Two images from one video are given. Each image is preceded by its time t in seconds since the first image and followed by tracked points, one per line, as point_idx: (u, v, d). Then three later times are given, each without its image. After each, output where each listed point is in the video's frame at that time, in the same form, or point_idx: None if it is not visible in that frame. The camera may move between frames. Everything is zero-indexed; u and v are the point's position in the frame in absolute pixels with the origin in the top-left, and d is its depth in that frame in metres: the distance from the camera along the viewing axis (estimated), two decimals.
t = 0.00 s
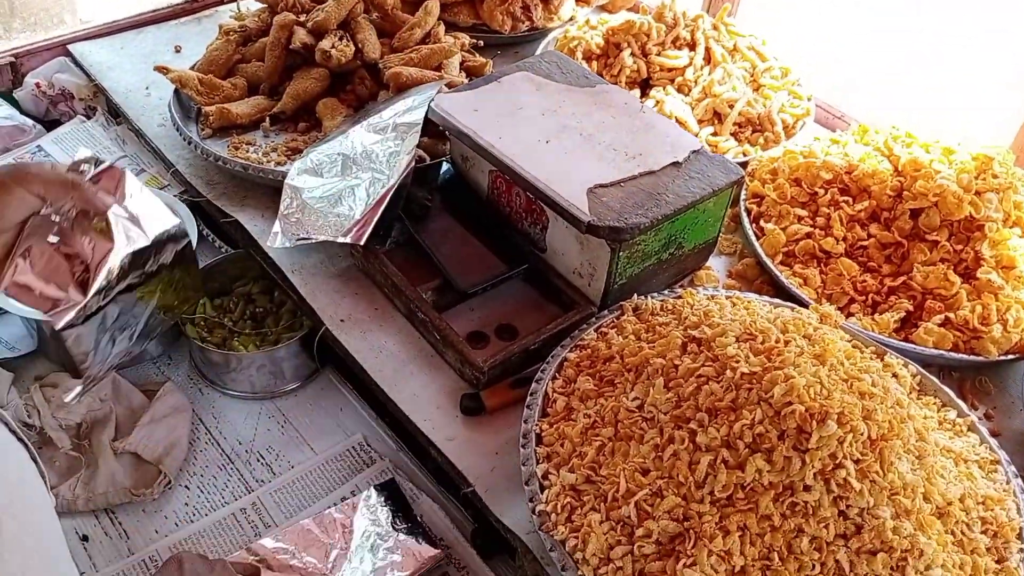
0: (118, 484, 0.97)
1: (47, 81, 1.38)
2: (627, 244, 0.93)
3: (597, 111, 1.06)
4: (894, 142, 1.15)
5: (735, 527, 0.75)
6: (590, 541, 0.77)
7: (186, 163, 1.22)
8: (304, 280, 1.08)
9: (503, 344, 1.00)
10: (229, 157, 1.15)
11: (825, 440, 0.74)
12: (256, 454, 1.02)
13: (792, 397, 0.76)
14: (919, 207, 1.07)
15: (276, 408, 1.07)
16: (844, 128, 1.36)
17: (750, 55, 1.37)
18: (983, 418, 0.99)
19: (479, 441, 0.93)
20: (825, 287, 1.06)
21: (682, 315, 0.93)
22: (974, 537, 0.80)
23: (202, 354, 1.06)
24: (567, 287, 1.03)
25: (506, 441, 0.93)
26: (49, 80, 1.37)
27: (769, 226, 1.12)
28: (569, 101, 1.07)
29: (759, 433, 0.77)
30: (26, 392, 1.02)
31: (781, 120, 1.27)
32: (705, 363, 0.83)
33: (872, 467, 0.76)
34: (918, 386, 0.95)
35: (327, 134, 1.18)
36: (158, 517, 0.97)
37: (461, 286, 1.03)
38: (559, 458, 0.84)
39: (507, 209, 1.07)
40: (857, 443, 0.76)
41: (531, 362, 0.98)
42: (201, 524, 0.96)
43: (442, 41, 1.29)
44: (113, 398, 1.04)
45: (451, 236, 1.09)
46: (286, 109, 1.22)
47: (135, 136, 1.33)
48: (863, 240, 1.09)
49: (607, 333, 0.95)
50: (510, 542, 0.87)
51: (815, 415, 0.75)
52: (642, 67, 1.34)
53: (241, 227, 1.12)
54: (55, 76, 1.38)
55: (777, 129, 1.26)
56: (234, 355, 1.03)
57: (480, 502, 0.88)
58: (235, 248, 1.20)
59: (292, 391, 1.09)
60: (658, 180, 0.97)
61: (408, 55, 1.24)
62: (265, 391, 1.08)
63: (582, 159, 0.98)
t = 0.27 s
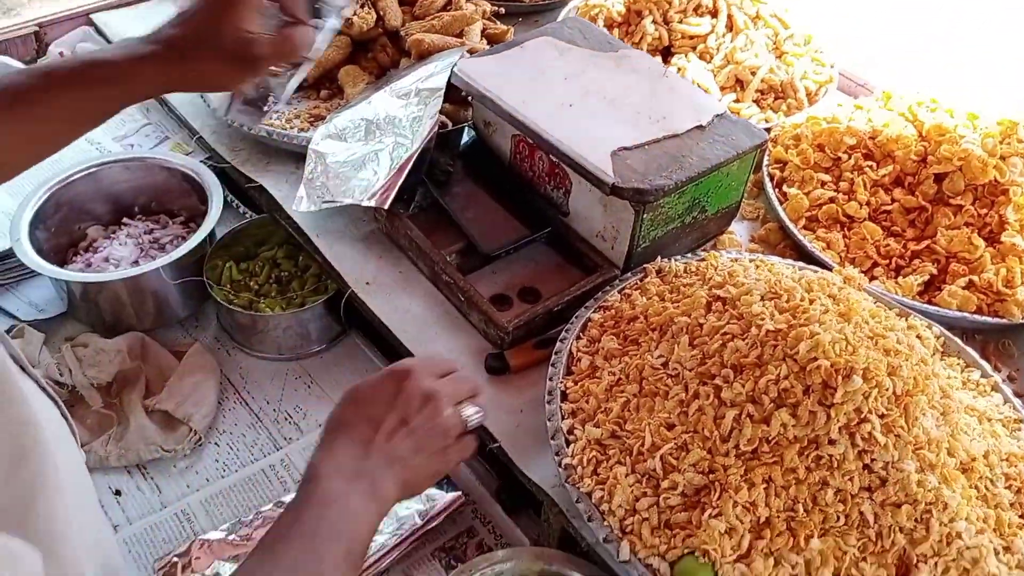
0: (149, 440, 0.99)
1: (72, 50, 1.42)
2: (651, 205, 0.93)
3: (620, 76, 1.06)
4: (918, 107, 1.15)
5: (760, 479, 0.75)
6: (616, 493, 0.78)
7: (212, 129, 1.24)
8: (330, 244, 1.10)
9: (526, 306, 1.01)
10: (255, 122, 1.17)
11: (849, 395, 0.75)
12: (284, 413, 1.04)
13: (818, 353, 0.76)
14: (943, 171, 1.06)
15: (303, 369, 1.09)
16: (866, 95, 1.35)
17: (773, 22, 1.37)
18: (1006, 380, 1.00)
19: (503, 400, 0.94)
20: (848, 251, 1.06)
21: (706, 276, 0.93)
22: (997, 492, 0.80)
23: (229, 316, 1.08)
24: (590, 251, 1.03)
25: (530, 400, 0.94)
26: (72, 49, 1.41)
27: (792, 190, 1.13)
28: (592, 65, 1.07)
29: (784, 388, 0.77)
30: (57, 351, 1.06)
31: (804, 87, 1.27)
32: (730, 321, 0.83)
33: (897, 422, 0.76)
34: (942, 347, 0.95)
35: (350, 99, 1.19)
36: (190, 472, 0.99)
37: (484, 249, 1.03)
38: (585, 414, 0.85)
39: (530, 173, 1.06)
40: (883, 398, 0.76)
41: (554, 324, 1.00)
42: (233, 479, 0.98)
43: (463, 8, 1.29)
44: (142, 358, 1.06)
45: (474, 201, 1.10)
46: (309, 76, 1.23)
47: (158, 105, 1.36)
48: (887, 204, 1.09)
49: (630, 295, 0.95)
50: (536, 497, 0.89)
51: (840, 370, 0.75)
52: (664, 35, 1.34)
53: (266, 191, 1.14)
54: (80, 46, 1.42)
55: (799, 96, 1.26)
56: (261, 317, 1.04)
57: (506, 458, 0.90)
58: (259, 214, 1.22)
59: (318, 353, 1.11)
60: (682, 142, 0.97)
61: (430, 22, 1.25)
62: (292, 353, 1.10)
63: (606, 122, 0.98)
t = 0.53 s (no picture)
0: (161, 412, 1.00)
1: (71, 31, 1.46)
2: (649, 166, 0.94)
3: (617, 39, 1.06)
4: (913, 66, 1.16)
5: (758, 428, 0.77)
6: (618, 445, 0.80)
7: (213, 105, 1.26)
8: (333, 215, 1.11)
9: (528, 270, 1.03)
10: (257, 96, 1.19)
11: (845, 343, 0.77)
12: (292, 382, 1.06)
13: (814, 303, 0.78)
14: (938, 127, 1.08)
15: (309, 339, 1.11)
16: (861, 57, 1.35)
17: None
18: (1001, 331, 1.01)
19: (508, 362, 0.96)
20: (844, 208, 1.07)
21: (704, 235, 0.94)
22: (991, 437, 0.82)
23: (236, 288, 1.09)
24: (589, 215, 1.05)
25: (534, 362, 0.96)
26: (73, 31, 1.45)
27: (789, 151, 1.14)
28: (589, 30, 1.08)
29: (781, 339, 0.79)
30: (68, 326, 1.06)
31: (799, 49, 1.28)
32: (728, 277, 0.85)
33: (891, 369, 0.78)
34: (937, 300, 0.97)
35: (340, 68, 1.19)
36: (201, 443, 1.00)
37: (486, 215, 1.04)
38: (587, 371, 0.87)
39: (529, 139, 1.07)
40: (877, 346, 0.78)
41: (555, 287, 1.01)
42: (245, 447, 0.99)
43: None
44: (152, 333, 1.08)
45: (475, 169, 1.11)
46: (308, 50, 1.24)
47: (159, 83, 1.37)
48: (883, 162, 1.11)
49: (630, 256, 0.97)
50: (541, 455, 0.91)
51: (836, 319, 0.77)
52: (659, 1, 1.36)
53: (269, 164, 1.17)
54: (79, 27, 1.46)
55: (795, 58, 1.27)
56: (267, 288, 1.06)
57: (512, 418, 0.92)
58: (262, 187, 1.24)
59: (324, 323, 1.12)
60: (679, 104, 0.98)
61: None
62: (298, 324, 1.11)
63: (603, 85, 0.99)
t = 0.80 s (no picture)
0: (139, 412, 1.03)
1: (44, 45, 1.49)
2: (609, 169, 0.99)
3: (578, 48, 1.11)
4: (858, 72, 1.23)
5: (712, 412, 0.82)
6: (582, 431, 0.84)
7: (187, 115, 1.29)
8: (306, 220, 1.15)
9: (496, 270, 1.07)
10: (228, 105, 1.21)
11: (792, 330, 0.82)
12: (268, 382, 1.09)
13: (763, 294, 0.83)
14: (882, 128, 1.14)
15: (284, 341, 1.14)
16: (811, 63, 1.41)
17: None
18: (944, 321, 1.07)
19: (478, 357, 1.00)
20: (796, 207, 1.13)
21: (661, 233, 0.99)
22: (931, 418, 0.87)
23: (211, 292, 1.12)
24: (555, 218, 1.09)
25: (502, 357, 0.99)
26: (47, 44, 1.48)
27: (742, 154, 1.20)
28: (550, 40, 1.13)
29: (732, 328, 0.84)
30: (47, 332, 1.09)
31: (753, 57, 1.34)
32: (683, 271, 0.90)
33: (836, 355, 0.83)
34: (882, 292, 1.02)
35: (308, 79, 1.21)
36: (178, 443, 1.05)
37: (455, 217, 1.08)
38: (552, 364, 0.91)
39: (495, 145, 1.12)
40: (823, 333, 0.83)
41: (522, 287, 1.06)
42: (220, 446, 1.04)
43: None
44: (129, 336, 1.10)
45: (443, 175, 1.15)
46: (281, 61, 1.28)
47: (133, 94, 1.41)
48: (831, 163, 1.17)
49: (592, 255, 1.01)
50: (510, 445, 0.95)
51: (784, 309, 0.82)
52: (620, 11, 1.42)
53: (244, 172, 1.20)
54: (52, 40, 1.48)
55: (748, 65, 1.33)
56: (241, 292, 1.08)
57: (482, 410, 0.96)
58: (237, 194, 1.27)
59: (298, 325, 1.16)
60: (637, 109, 1.03)
61: (395, 4, 1.32)
62: (272, 326, 1.14)
63: (564, 92, 1.04)
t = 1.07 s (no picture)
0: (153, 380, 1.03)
1: (52, 18, 1.49)
2: (615, 146, 1.00)
3: (584, 26, 1.12)
4: (863, 54, 1.24)
5: (714, 385, 0.83)
6: (586, 403, 0.86)
7: (194, 88, 1.30)
8: (313, 194, 1.15)
9: (501, 245, 1.08)
10: (235, 79, 1.21)
11: (794, 307, 0.82)
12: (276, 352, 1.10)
13: (765, 270, 0.84)
14: (886, 110, 1.15)
15: (292, 312, 1.15)
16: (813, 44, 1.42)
17: None
18: (944, 302, 1.08)
19: (484, 331, 1.01)
20: (799, 188, 1.14)
21: (666, 210, 1.00)
22: (930, 395, 0.88)
23: (220, 264, 1.13)
24: (561, 194, 1.10)
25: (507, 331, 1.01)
26: (54, 17, 1.49)
27: (746, 134, 1.21)
28: (557, 17, 1.13)
29: (735, 304, 0.85)
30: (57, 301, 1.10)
31: (758, 38, 1.35)
32: (687, 248, 0.91)
33: (837, 331, 0.84)
34: (883, 272, 1.03)
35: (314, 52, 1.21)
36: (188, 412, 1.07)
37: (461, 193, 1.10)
38: (557, 337, 0.93)
39: (501, 122, 1.12)
40: (824, 309, 0.84)
41: (527, 262, 1.07)
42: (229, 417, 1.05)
43: None
44: (140, 306, 1.10)
45: (450, 151, 1.16)
46: (287, 36, 1.28)
47: (140, 68, 1.41)
48: (834, 144, 1.18)
49: (597, 231, 1.02)
50: (515, 415, 0.96)
51: (786, 285, 0.83)
52: None
53: (251, 145, 1.21)
54: (60, 13, 1.49)
55: (753, 46, 1.33)
56: (250, 263, 1.09)
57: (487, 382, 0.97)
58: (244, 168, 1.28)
59: (305, 298, 1.16)
60: (643, 87, 1.03)
61: None
62: (280, 297, 1.15)
63: (571, 69, 1.04)
